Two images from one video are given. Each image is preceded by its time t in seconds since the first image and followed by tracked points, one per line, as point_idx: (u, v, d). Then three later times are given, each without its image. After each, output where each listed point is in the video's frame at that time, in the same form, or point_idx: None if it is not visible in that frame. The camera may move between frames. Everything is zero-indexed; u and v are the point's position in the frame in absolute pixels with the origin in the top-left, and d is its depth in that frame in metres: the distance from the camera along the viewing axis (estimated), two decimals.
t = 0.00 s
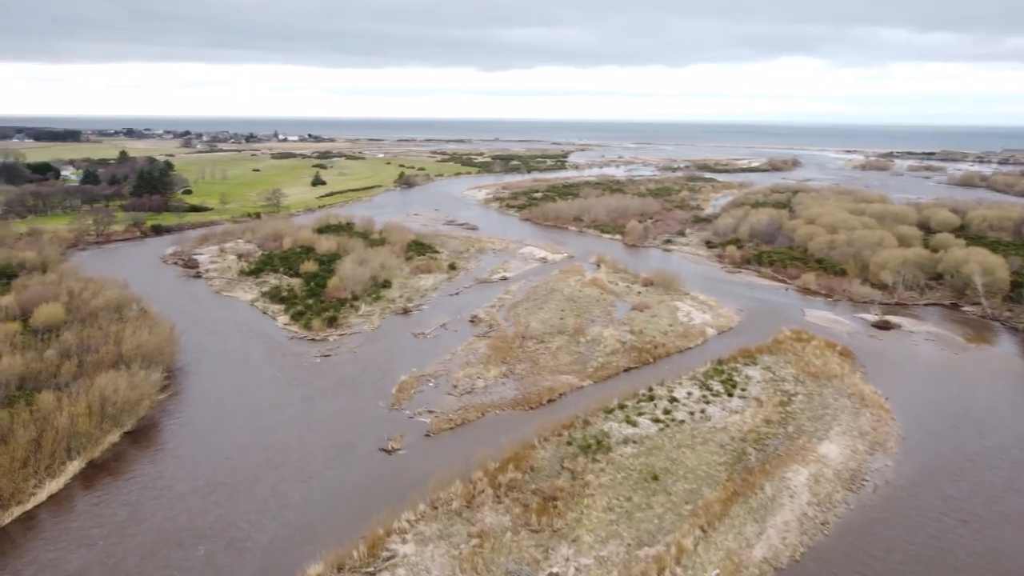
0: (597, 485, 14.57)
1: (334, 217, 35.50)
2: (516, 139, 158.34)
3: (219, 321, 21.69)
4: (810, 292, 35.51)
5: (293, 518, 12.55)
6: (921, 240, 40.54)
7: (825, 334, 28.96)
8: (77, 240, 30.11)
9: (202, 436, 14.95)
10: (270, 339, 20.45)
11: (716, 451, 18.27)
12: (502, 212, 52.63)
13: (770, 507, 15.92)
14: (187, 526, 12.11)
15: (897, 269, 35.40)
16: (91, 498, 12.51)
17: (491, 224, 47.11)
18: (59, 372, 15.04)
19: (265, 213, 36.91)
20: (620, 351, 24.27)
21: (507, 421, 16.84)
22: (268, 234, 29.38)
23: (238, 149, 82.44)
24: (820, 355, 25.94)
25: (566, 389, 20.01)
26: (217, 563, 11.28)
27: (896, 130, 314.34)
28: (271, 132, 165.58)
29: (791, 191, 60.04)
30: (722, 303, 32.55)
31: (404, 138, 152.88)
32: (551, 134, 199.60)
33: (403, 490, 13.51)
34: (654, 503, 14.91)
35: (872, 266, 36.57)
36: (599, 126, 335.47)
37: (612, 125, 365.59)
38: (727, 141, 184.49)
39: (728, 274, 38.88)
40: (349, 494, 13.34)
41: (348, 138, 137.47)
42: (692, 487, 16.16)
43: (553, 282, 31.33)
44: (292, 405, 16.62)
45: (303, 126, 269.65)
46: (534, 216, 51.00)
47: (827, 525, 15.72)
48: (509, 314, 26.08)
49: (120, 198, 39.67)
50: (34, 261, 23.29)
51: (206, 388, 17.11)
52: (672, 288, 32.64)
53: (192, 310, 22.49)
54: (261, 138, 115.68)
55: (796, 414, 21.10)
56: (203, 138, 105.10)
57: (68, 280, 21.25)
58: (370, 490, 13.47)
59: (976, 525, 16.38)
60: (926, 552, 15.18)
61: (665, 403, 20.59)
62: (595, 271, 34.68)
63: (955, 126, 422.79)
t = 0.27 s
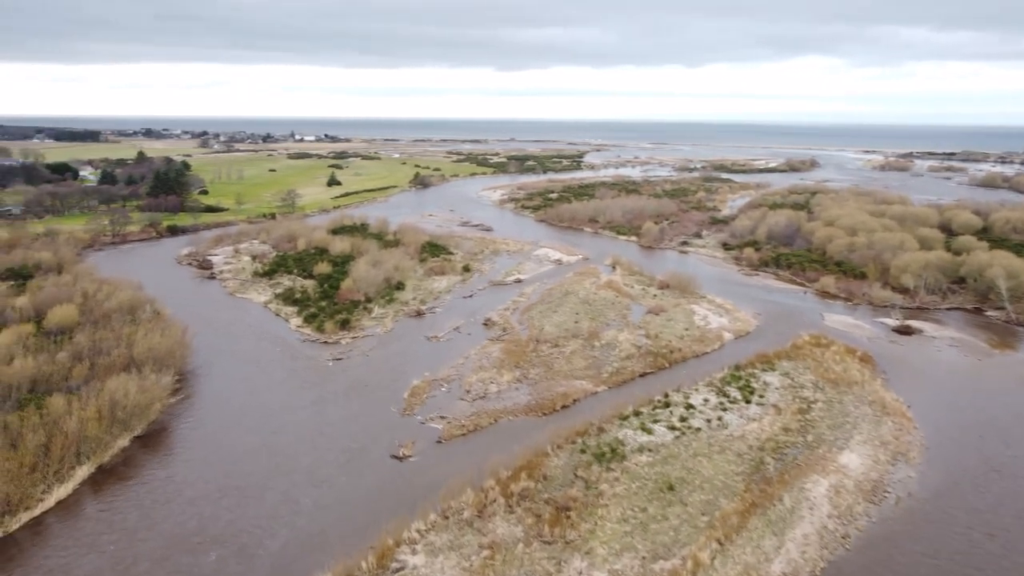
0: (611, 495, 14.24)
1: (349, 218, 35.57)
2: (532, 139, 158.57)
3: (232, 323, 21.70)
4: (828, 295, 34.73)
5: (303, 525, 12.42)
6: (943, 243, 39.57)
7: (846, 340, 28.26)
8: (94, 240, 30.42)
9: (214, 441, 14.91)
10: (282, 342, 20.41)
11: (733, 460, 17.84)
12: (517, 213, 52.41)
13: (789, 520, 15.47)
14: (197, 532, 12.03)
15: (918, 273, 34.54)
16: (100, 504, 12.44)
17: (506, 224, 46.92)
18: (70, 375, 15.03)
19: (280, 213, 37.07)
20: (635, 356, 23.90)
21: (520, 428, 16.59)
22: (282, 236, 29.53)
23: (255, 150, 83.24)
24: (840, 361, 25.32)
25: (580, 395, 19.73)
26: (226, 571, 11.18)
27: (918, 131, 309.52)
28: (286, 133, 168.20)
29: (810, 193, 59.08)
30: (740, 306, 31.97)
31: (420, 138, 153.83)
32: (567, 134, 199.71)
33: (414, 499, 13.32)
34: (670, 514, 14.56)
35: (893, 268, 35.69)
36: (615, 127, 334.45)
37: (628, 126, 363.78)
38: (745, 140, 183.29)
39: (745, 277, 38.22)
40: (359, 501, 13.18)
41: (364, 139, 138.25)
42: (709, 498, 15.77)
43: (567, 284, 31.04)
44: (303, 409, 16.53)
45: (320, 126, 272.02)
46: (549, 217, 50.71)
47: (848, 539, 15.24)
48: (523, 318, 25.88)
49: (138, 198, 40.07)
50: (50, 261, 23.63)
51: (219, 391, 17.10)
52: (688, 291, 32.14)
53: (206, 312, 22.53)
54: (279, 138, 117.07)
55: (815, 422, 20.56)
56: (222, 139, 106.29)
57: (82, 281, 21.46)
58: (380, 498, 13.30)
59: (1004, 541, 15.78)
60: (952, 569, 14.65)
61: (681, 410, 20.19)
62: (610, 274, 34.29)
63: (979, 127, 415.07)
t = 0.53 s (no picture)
0: (626, 505, 13.89)
1: (364, 219, 35.63)
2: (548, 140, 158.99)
3: (245, 325, 21.72)
4: (848, 299, 33.93)
5: (313, 534, 12.32)
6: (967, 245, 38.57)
7: (867, 345, 27.55)
8: (110, 241, 30.68)
9: (227, 444, 14.89)
10: (294, 345, 20.38)
11: (752, 469, 17.40)
12: (532, 214, 52.15)
13: (810, 533, 15.02)
14: (207, 538, 11.98)
15: (941, 277, 33.66)
16: (110, 510, 12.40)
17: (521, 226, 46.73)
18: (82, 378, 15.04)
19: (296, 214, 37.23)
20: (651, 361, 23.50)
21: (533, 434, 16.36)
22: (297, 237, 29.71)
23: (272, 150, 83.89)
24: (861, 367, 24.68)
25: (595, 402, 19.45)
26: None
27: (941, 131, 304.61)
28: (304, 134, 170.15)
29: (829, 194, 58.04)
30: (757, 310, 31.37)
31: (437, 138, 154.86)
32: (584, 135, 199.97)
33: (425, 507, 13.14)
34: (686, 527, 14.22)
35: (915, 272, 34.81)
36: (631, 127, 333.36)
37: (644, 126, 361.79)
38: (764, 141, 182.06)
39: (763, 280, 37.53)
40: (370, 510, 13.05)
41: (380, 139, 138.72)
42: (727, 509, 15.37)
43: (583, 287, 30.75)
44: (315, 414, 16.44)
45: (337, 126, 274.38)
46: (565, 218, 50.40)
47: (870, 554, 14.76)
48: (537, 321, 25.68)
49: (155, 199, 40.43)
50: (66, 262, 23.89)
51: (231, 394, 17.10)
52: (705, 294, 31.62)
53: (220, 314, 22.58)
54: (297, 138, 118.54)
55: (836, 430, 20.02)
56: (239, 139, 107.44)
57: (96, 282, 21.68)
58: (391, 507, 13.14)
59: None
60: None
61: (698, 417, 19.78)
62: (626, 276, 33.89)
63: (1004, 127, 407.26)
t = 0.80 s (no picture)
0: (640, 516, 13.55)
1: (377, 220, 35.64)
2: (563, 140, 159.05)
3: (257, 327, 21.72)
4: (867, 303, 33.18)
5: (322, 542, 12.22)
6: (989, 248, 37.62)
7: (887, 351, 26.87)
8: (124, 241, 30.90)
9: (237, 449, 14.88)
10: (306, 347, 20.34)
11: (769, 479, 16.96)
12: (547, 215, 51.85)
13: (830, 547, 14.57)
14: (216, 546, 11.92)
15: (963, 281, 32.81)
16: (117, 516, 12.34)
17: (535, 227, 46.50)
18: (92, 381, 15.05)
19: (310, 215, 37.33)
20: (666, 366, 23.11)
21: (546, 442, 16.12)
22: (310, 239, 29.70)
23: (287, 150, 84.44)
24: (881, 374, 24.05)
25: (608, 408, 19.15)
26: None
27: (963, 132, 299.72)
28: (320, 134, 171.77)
29: (848, 195, 57.04)
30: (774, 314, 30.76)
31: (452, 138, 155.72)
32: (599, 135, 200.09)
33: (435, 516, 12.95)
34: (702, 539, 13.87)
35: (936, 275, 33.96)
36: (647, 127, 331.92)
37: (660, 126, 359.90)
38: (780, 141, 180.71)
39: (780, 283, 36.87)
40: (379, 519, 12.90)
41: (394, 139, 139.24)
42: (744, 520, 14.97)
43: (597, 290, 30.42)
44: (325, 419, 16.35)
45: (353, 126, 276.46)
46: (579, 219, 50.06)
47: (892, 569, 14.29)
48: (550, 324, 25.43)
49: (170, 199, 40.72)
50: (79, 263, 24.09)
51: (243, 397, 17.10)
52: (721, 298, 31.11)
53: (232, 316, 22.60)
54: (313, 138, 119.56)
55: (855, 438, 19.48)
56: (256, 140, 108.38)
57: (109, 283, 21.84)
58: (400, 515, 12.99)
59: None
60: None
61: (713, 425, 19.38)
62: (641, 279, 33.46)
63: None
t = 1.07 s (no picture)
0: (653, 526, 13.22)
1: (390, 221, 35.65)
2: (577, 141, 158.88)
3: (268, 329, 21.68)
4: (885, 307, 32.47)
5: (330, 549, 12.07)
6: (1011, 251, 36.71)
7: (905, 356, 26.21)
8: (137, 242, 31.06)
9: (247, 453, 14.81)
10: (316, 350, 20.27)
11: (787, 489, 16.51)
12: (559, 216, 51.53)
13: (850, 560, 14.14)
14: (223, 552, 11.81)
15: (984, 285, 32.00)
16: (123, 522, 12.24)
17: (547, 228, 46.27)
18: (100, 384, 15.02)
19: (322, 215, 37.41)
20: (680, 371, 22.74)
21: (558, 449, 15.86)
22: (323, 240, 29.69)
23: (300, 150, 84.86)
24: (901, 380, 23.44)
25: (621, 414, 18.86)
26: None
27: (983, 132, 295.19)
28: (335, 135, 173.49)
29: (864, 196, 56.10)
30: (790, 317, 30.20)
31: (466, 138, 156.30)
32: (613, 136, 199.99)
33: (444, 525, 12.75)
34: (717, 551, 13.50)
35: (956, 279, 33.14)
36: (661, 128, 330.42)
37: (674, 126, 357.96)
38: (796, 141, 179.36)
39: (796, 286, 36.23)
40: (387, 526, 12.72)
41: (407, 140, 139.73)
42: (760, 532, 14.57)
43: (610, 292, 30.12)
44: (335, 423, 16.23)
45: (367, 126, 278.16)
46: (592, 220, 49.71)
47: None
48: (563, 327, 25.16)
49: (183, 199, 40.94)
50: (91, 264, 24.23)
51: (253, 400, 17.05)
52: (736, 301, 30.62)
53: (243, 317, 22.60)
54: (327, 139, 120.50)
55: (875, 447, 18.96)
56: (269, 140, 109.09)
57: (120, 285, 21.95)
58: (409, 523, 12.80)
59: None
60: None
61: (728, 432, 18.97)
62: (654, 281, 33.06)
63: None
